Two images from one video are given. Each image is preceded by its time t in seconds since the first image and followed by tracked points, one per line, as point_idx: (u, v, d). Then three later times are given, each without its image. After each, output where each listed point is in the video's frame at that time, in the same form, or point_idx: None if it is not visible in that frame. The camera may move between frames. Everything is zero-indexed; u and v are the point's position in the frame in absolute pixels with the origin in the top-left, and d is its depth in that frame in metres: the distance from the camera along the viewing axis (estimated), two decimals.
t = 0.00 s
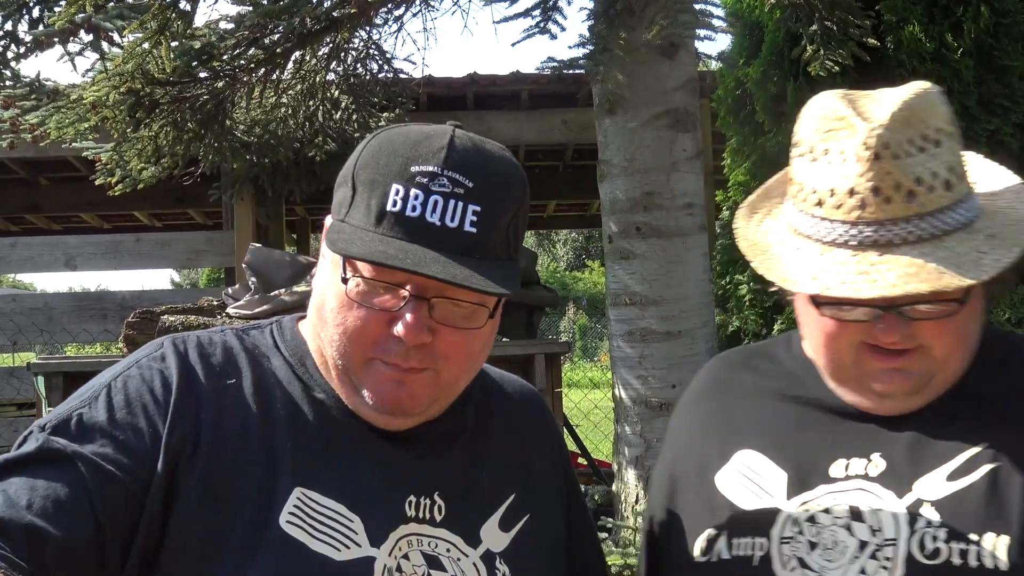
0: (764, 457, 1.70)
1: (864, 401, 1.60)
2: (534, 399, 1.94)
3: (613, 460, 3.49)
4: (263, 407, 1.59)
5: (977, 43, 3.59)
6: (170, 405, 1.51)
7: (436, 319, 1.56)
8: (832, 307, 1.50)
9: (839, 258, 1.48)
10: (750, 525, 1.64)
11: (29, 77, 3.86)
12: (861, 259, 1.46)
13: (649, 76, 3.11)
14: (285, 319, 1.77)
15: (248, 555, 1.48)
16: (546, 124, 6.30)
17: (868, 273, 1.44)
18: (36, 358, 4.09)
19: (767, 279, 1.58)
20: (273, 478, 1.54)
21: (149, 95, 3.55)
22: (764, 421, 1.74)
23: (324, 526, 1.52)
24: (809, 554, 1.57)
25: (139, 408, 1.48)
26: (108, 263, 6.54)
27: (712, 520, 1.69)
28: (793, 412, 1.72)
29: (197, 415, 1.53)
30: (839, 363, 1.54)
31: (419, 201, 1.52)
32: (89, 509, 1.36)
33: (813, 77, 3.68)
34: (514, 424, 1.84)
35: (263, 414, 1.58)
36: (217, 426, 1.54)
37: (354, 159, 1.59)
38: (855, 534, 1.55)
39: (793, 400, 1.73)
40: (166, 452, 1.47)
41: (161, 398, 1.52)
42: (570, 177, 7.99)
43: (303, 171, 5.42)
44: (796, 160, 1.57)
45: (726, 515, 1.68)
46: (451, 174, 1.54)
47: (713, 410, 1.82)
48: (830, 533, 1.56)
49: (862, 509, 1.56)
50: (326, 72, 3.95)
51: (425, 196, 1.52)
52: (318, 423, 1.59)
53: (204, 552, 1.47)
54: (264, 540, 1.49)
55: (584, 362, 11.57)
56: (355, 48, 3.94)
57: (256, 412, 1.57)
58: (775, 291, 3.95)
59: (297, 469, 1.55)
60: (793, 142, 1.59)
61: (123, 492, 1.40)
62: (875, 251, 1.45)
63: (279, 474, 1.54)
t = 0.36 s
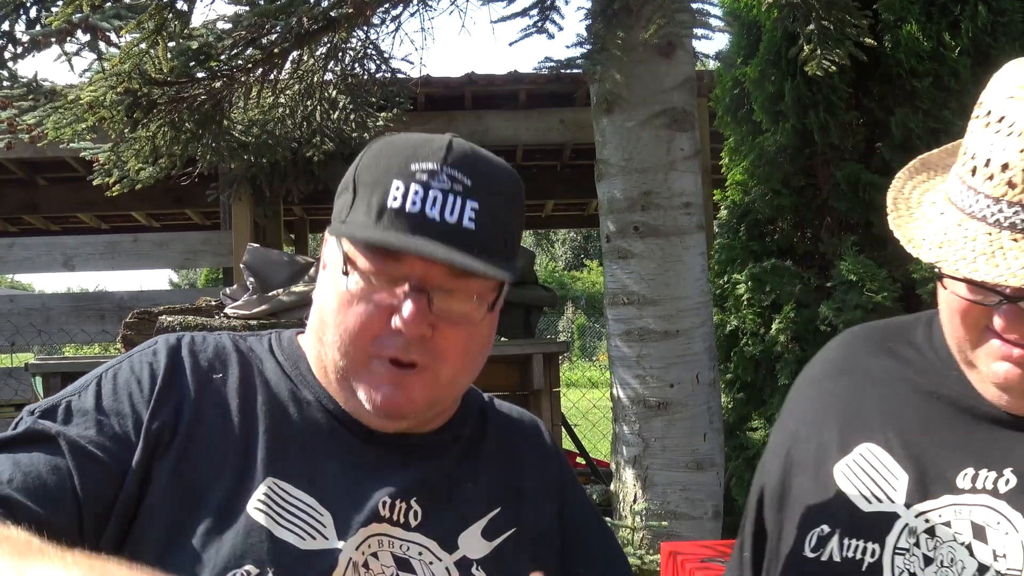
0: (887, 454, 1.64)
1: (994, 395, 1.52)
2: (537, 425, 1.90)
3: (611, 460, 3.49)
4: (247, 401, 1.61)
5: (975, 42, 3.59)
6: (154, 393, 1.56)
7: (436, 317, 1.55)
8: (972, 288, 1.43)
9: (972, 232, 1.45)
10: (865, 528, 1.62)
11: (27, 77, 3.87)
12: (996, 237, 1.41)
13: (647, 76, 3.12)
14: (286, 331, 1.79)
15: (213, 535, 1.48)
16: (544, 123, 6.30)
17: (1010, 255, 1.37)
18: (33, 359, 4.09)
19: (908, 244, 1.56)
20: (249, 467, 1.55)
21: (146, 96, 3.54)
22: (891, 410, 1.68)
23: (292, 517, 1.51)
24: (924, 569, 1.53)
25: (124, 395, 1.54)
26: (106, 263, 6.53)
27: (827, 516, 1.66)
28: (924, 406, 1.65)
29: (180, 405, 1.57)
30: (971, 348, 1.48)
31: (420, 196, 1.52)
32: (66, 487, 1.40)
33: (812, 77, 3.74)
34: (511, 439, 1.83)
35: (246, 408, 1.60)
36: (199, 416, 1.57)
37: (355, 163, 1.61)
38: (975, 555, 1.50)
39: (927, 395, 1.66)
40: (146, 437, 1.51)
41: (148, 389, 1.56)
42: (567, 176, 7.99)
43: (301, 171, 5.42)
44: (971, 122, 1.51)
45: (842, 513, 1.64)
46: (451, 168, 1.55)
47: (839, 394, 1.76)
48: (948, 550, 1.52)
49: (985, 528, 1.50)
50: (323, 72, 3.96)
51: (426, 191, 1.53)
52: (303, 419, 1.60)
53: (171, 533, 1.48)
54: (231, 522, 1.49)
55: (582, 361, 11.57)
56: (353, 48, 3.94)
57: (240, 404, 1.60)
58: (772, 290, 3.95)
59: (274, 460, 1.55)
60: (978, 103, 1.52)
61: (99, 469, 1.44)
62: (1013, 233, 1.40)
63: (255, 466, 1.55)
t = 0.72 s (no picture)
0: (873, 458, 1.61)
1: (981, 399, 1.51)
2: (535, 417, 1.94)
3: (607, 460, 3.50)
4: (246, 384, 1.75)
5: (971, 42, 3.60)
6: (160, 380, 1.72)
7: (436, 265, 1.72)
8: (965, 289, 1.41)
9: (959, 235, 1.46)
10: (849, 532, 1.58)
11: (23, 79, 3.83)
12: (985, 238, 1.42)
13: (642, 77, 3.12)
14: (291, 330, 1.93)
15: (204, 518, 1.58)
16: (541, 124, 6.31)
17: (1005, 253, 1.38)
18: (30, 360, 4.08)
19: (896, 248, 1.56)
20: (244, 446, 1.66)
21: (143, 97, 3.54)
22: (878, 416, 1.67)
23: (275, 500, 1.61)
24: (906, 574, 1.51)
25: (132, 384, 1.71)
26: (102, 264, 6.53)
27: (809, 521, 1.63)
28: (913, 411, 1.63)
29: (183, 389, 1.72)
30: (961, 352, 1.46)
31: (417, 153, 1.72)
32: (80, 473, 1.57)
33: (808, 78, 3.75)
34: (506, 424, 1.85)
35: (244, 391, 1.73)
36: (200, 399, 1.71)
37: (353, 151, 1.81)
38: (955, 560, 1.47)
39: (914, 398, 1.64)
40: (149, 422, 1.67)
41: (152, 379, 1.72)
42: (563, 177, 8.00)
43: (297, 173, 5.42)
44: (956, 125, 1.52)
45: (825, 518, 1.61)
46: (443, 133, 1.76)
47: (829, 400, 1.74)
48: (928, 554, 1.49)
49: (967, 532, 1.47)
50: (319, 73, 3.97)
51: (422, 149, 1.73)
52: (297, 402, 1.72)
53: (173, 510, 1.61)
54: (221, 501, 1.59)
55: (579, 362, 11.57)
56: (349, 49, 3.94)
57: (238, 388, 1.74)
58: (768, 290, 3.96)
59: (266, 440, 1.67)
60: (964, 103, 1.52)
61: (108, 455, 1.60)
62: (1002, 233, 1.41)
63: (249, 446, 1.66)
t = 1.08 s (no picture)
0: (782, 469, 1.75)
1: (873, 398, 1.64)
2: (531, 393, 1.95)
3: (606, 461, 3.50)
4: (236, 389, 1.75)
5: (968, 43, 3.60)
6: (148, 384, 1.72)
7: (431, 249, 1.72)
8: (850, 292, 1.56)
9: (837, 241, 1.61)
10: (765, 539, 1.70)
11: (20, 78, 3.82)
12: (859, 241, 1.57)
13: (641, 78, 3.12)
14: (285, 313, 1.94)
15: (202, 525, 1.64)
16: (539, 125, 6.31)
17: (879, 256, 1.53)
18: (29, 361, 4.07)
19: (781, 261, 1.70)
20: (235, 455, 1.68)
21: (140, 97, 3.54)
22: (789, 431, 1.80)
23: (272, 510, 1.65)
24: (822, 572, 1.61)
25: (120, 390, 1.70)
26: (100, 264, 6.51)
27: (730, 534, 1.76)
28: (821, 421, 1.76)
29: (172, 394, 1.73)
30: (854, 356, 1.59)
31: (409, 135, 1.72)
32: (67, 487, 1.59)
33: (805, 78, 3.71)
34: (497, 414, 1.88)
35: (236, 394, 1.75)
36: (189, 406, 1.72)
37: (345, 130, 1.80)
38: (867, 552, 1.58)
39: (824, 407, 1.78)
40: (138, 430, 1.67)
41: (140, 382, 1.72)
42: (562, 178, 8.00)
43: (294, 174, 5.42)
44: (827, 141, 1.66)
45: (744, 529, 1.74)
46: (435, 114, 1.76)
47: (743, 421, 1.89)
48: (842, 550, 1.60)
49: (875, 526, 1.59)
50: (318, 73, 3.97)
51: (414, 131, 1.72)
52: (288, 402, 1.74)
53: (164, 519, 1.65)
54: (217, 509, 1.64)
55: (577, 363, 11.56)
56: (347, 49, 3.95)
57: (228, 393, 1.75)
58: (766, 291, 3.97)
59: (257, 449, 1.68)
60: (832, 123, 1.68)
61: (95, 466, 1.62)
62: (873, 234, 1.56)
63: (240, 455, 1.68)
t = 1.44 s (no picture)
0: (762, 472, 1.77)
1: (853, 399, 1.65)
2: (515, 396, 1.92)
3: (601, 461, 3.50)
4: (210, 418, 1.68)
5: (963, 44, 3.62)
6: (118, 423, 1.62)
7: (400, 249, 1.67)
8: (826, 286, 1.59)
9: (814, 236, 1.63)
10: (743, 546, 1.72)
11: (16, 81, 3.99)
12: (836, 236, 1.59)
13: (636, 78, 3.13)
14: (252, 327, 1.86)
15: (186, 559, 1.58)
16: (535, 125, 6.32)
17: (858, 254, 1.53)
18: (25, 363, 4.07)
19: (759, 254, 1.73)
20: (213, 486, 1.62)
21: (136, 99, 3.55)
22: (769, 434, 1.82)
23: (259, 535, 1.59)
24: None
25: (91, 431, 1.61)
26: (96, 266, 6.51)
27: (709, 538, 1.79)
28: (800, 423, 1.78)
29: (145, 431, 1.64)
30: (832, 353, 1.61)
31: (375, 133, 1.67)
32: (45, 540, 1.51)
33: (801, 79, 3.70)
34: (481, 419, 1.85)
35: (212, 424, 1.68)
36: (163, 440, 1.64)
37: (309, 127, 1.75)
38: (843, 559, 1.59)
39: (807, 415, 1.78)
40: (114, 474, 1.58)
41: (113, 422, 1.62)
42: (559, 178, 8.02)
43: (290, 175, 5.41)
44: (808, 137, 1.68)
45: (724, 536, 1.76)
46: (400, 111, 1.71)
47: (725, 423, 1.91)
48: (819, 557, 1.61)
49: (852, 532, 1.60)
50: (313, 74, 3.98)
51: (380, 128, 1.67)
52: (265, 426, 1.68)
53: (146, 560, 1.58)
54: (200, 545, 1.58)
55: (574, 363, 11.58)
56: (343, 50, 3.95)
57: (202, 422, 1.67)
58: (762, 291, 3.99)
59: (236, 478, 1.62)
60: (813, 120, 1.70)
61: (74, 515, 1.53)
62: (850, 229, 1.58)
63: (219, 484, 1.62)
